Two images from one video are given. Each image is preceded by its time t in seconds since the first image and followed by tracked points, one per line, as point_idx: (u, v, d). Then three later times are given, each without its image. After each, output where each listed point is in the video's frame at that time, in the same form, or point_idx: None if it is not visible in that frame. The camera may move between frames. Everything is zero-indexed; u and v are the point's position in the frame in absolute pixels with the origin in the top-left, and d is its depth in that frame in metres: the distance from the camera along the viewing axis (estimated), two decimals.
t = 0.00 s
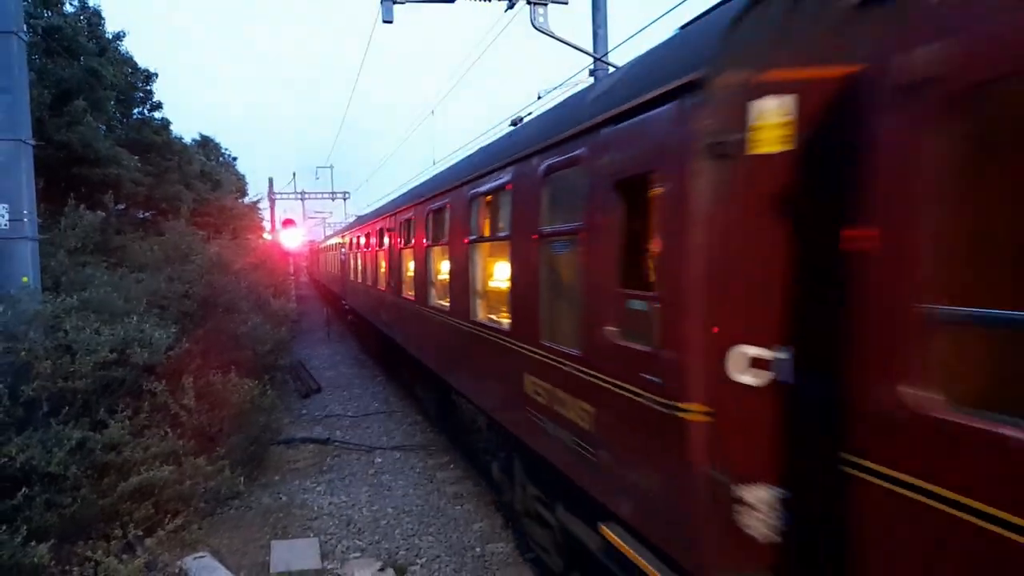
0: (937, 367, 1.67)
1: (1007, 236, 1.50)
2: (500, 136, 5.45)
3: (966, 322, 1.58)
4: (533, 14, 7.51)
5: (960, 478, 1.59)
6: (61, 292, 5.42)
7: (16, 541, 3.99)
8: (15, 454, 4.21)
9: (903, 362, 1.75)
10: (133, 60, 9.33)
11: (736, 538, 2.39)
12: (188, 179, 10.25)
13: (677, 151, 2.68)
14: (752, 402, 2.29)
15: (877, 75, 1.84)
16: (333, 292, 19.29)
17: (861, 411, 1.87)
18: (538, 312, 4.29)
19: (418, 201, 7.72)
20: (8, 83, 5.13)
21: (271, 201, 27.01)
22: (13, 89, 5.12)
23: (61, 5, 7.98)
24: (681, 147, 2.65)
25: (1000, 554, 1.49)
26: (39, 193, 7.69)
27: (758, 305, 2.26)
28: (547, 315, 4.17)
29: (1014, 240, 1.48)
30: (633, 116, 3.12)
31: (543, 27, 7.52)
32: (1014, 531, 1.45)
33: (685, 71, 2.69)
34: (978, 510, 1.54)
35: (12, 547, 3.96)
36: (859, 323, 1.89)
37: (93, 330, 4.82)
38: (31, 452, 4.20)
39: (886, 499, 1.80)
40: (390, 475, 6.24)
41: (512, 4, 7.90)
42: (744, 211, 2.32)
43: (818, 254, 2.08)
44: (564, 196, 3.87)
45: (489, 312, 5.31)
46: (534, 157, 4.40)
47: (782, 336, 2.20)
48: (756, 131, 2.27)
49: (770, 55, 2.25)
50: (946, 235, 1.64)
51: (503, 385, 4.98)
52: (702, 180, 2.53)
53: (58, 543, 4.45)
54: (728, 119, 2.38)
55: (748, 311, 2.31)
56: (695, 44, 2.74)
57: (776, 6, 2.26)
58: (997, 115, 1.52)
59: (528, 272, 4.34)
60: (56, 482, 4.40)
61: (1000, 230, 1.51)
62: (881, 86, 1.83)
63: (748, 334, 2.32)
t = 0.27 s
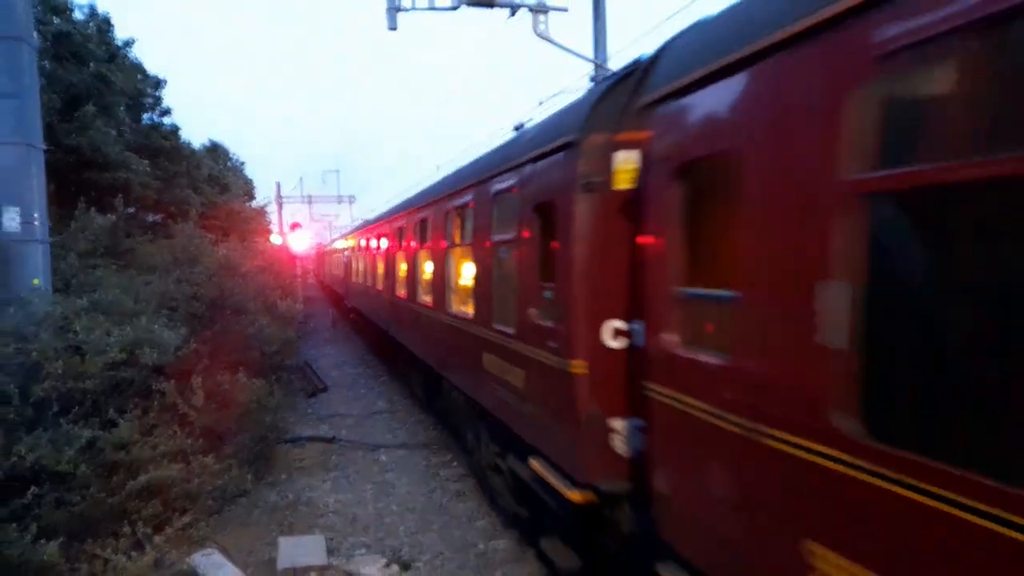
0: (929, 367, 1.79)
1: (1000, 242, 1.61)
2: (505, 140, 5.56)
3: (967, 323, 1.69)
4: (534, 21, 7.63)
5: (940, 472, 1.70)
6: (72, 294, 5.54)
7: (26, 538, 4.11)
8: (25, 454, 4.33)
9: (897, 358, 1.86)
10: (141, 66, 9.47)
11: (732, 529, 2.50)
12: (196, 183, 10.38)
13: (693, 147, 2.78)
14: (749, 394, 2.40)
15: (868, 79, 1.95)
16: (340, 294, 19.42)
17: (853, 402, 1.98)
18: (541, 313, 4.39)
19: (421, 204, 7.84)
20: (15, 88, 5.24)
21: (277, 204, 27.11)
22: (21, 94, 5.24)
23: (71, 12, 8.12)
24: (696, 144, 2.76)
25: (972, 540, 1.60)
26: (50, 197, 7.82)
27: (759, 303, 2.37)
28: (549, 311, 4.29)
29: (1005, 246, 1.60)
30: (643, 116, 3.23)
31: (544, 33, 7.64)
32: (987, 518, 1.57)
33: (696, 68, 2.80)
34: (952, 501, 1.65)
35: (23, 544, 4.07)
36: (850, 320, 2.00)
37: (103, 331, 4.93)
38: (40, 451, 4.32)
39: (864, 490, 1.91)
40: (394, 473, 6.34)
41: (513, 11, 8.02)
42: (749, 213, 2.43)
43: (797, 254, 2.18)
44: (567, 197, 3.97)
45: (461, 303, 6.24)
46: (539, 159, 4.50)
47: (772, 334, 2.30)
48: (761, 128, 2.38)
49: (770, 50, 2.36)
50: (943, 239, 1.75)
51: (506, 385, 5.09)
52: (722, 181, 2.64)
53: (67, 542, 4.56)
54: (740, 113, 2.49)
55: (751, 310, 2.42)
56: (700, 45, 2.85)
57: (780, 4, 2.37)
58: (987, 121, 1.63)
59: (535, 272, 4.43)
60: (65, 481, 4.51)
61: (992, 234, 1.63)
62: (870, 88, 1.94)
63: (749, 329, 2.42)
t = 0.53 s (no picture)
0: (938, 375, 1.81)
1: (1013, 250, 1.62)
2: (505, 140, 5.54)
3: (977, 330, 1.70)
4: (533, 21, 7.60)
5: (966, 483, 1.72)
6: (68, 295, 5.50)
7: (19, 542, 4.07)
8: (19, 457, 4.32)
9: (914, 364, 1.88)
10: (138, 67, 9.42)
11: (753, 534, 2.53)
12: (192, 184, 10.33)
13: (711, 139, 2.78)
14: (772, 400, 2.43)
15: (901, 75, 1.95)
16: (334, 296, 19.35)
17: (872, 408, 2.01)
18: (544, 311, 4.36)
19: (420, 205, 7.80)
20: (15, 89, 5.19)
21: (272, 206, 27.04)
22: (20, 96, 5.19)
23: (67, 12, 8.07)
24: (716, 136, 2.75)
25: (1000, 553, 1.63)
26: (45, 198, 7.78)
27: (787, 309, 2.40)
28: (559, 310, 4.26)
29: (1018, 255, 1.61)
30: (654, 110, 3.22)
31: (543, 34, 7.62)
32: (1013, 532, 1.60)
33: (713, 60, 2.80)
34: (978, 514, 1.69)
35: (15, 548, 4.03)
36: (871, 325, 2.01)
37: (98, 332, 4.89)
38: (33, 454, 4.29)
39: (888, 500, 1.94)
40: (392, 475, 6.31)
41: (512, 11, 7.99)
42: (773, 210, 2.43)
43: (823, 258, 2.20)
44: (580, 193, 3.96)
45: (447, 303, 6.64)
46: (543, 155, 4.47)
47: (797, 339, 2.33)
48: (792, 121, 2.38)
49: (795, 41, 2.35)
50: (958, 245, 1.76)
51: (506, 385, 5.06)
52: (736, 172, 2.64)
53: (60, 546, 4.52)
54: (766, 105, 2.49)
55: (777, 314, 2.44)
56: (717, 39, 2.84)
57: None
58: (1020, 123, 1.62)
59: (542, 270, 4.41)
60: (60, 484, 4.48)
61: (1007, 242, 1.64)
62: (903, 84, 1.94)
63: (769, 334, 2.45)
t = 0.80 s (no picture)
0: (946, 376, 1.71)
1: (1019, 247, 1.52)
2: (502, 140, 5.43)
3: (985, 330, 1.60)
4: (533, 19, 7.50)
5: (968, 485, 1.64)
6: (61, 297, 5.38)
7: (11, 550, 3.95)
8: (12, 461, 4.21)
9: (908, 362, 1.80)
10: (134, 67, 9.32)
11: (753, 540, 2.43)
12: (188, 185, 10.22)
13: (705, 140, 2.67)
14: (766, 400, 2.33)
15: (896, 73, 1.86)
16: (332, 298, 19.22)
17: (875, 412, 1.90)
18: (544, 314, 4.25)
19: (418, 206, 7.70)
20: (10, 89, 5.09)
21: (271, 208, 26.92)
22: (16, 95, 5.08)
23: (62, 11, 7.97)
24: (709, 137, 2.64)
25: (1008, 564, 1.54)
26: (39, 199, 7.67)
27: (772, 306, 2.29)
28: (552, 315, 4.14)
29: None
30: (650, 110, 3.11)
31: (545, 31, 7.50)
32: None
33: (712, 58, 2.69)
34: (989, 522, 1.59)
35: (8, 556, 3.91)
36: (871, 324, 1.91)
37: (91, 335, 4.77)
38: (29, 459, 4.18)
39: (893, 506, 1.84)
40: (390, 482, 6.20)
41: (512, 9, 7.89)
42: (763, 211, 2.32)
43: (815, 257, 2.11)
44: (575, 196, 3.85)
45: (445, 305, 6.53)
46: (539, 154, 4.37)
47: (785, 337, 2.23)
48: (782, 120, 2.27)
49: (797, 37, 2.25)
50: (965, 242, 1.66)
51: (506, 391, 4.96)
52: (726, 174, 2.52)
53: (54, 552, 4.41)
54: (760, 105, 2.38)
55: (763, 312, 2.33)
56: (718, 36, 2.74)
57: None
58: None
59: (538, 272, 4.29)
60: (54, 489, 4.38)
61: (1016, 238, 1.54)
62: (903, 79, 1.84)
63: (760, 333, 2.35)
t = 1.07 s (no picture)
0: (953, 375, 1.65)
1: None
2: (499, 140, 5.38)
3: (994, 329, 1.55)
4: (532, 17, 7.45)
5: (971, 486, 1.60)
6: (56, 299, 5.33)
7: (7, 553, 3.89)
8: (9, 464, 4.20)
9: (910, 362, 1.76)
10: (129, 66, 9.27)
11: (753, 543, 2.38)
12: (184, 186, 10.16)
13: (705, 141, 2.61)
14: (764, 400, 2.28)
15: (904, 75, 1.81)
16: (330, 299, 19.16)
17: (881, 412, 1.85)
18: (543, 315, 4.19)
19: (416, 207, 7.65)
20: (6, 89, 5.04)
21: (268, 207, 26.85)
22: (12, 95, 5.04)
23: (57, 10, 7.92)
24: (708, 137, 2.58)
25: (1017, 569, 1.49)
26: (34, 200, 7.61)
27: (772, 304, 2.23)
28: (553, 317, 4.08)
29: None
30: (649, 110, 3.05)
31: (544, 29, 7.45)
32: None
33: (711, 58, 2.63)
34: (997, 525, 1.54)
35: (4, 559, 3.85)
36: (876, 323, 1.86)
37: (87, 337, 4.71)
38: (24, 462, 4.17)
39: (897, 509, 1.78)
40: (389, 485, 6.15)
41: (511, 7, 7.84)
42: (765, 210, 2.27)
43: (814, 257, 2.06)
44: (571, 196, 3.79)
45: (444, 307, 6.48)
46: (537, 154, 4.32)
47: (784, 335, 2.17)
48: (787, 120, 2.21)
49: (798, 35, 2.19)
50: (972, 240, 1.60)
51: (504, 393, 4.91)
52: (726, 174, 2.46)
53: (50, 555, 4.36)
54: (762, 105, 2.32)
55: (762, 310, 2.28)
56: (719, 34, 2.68)
57: None
58: None
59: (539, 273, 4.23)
60: (50, 492, 4.33)
61: None
62: (912, 77, 1.78)
63: (757, 333, 2.31)
